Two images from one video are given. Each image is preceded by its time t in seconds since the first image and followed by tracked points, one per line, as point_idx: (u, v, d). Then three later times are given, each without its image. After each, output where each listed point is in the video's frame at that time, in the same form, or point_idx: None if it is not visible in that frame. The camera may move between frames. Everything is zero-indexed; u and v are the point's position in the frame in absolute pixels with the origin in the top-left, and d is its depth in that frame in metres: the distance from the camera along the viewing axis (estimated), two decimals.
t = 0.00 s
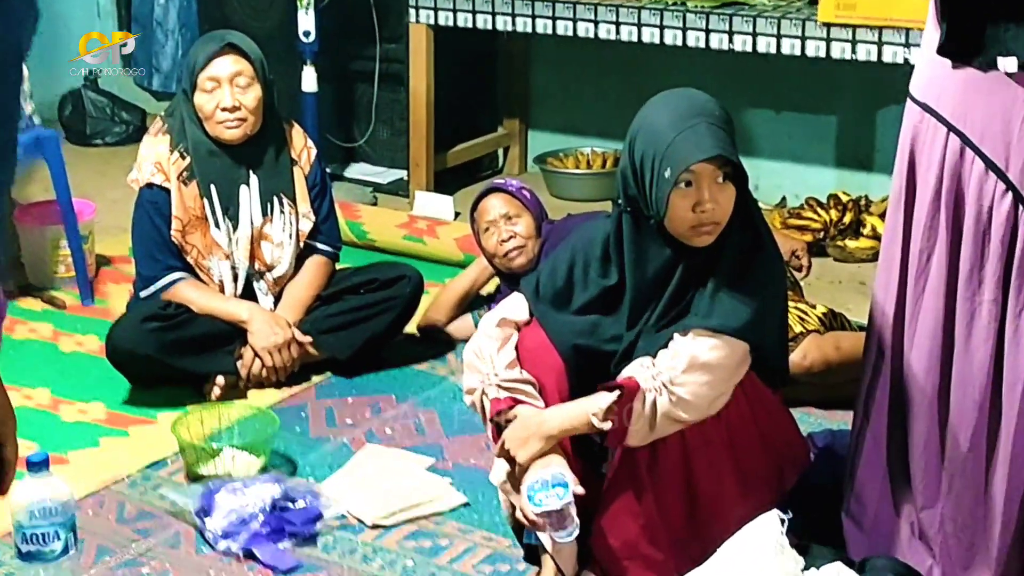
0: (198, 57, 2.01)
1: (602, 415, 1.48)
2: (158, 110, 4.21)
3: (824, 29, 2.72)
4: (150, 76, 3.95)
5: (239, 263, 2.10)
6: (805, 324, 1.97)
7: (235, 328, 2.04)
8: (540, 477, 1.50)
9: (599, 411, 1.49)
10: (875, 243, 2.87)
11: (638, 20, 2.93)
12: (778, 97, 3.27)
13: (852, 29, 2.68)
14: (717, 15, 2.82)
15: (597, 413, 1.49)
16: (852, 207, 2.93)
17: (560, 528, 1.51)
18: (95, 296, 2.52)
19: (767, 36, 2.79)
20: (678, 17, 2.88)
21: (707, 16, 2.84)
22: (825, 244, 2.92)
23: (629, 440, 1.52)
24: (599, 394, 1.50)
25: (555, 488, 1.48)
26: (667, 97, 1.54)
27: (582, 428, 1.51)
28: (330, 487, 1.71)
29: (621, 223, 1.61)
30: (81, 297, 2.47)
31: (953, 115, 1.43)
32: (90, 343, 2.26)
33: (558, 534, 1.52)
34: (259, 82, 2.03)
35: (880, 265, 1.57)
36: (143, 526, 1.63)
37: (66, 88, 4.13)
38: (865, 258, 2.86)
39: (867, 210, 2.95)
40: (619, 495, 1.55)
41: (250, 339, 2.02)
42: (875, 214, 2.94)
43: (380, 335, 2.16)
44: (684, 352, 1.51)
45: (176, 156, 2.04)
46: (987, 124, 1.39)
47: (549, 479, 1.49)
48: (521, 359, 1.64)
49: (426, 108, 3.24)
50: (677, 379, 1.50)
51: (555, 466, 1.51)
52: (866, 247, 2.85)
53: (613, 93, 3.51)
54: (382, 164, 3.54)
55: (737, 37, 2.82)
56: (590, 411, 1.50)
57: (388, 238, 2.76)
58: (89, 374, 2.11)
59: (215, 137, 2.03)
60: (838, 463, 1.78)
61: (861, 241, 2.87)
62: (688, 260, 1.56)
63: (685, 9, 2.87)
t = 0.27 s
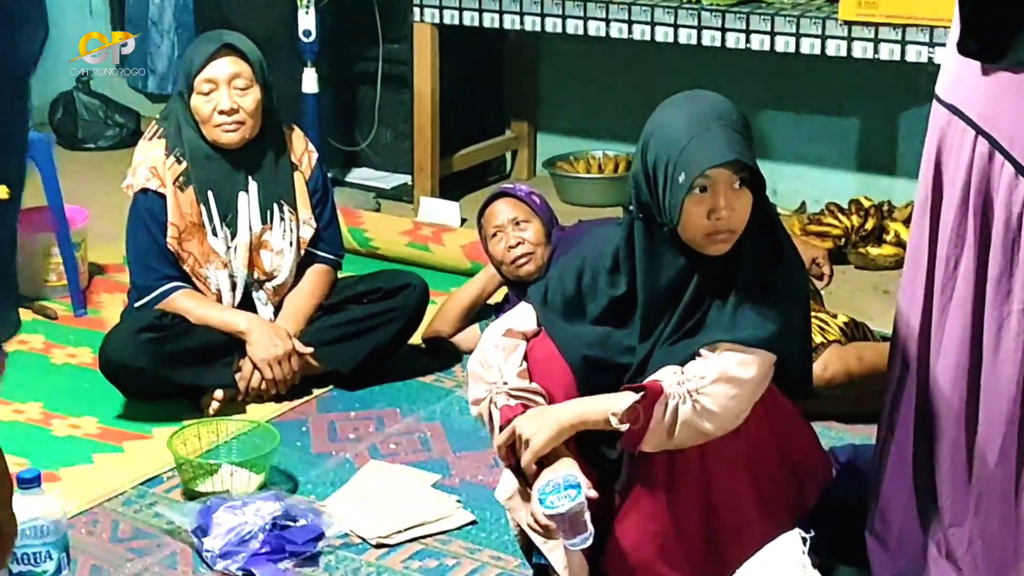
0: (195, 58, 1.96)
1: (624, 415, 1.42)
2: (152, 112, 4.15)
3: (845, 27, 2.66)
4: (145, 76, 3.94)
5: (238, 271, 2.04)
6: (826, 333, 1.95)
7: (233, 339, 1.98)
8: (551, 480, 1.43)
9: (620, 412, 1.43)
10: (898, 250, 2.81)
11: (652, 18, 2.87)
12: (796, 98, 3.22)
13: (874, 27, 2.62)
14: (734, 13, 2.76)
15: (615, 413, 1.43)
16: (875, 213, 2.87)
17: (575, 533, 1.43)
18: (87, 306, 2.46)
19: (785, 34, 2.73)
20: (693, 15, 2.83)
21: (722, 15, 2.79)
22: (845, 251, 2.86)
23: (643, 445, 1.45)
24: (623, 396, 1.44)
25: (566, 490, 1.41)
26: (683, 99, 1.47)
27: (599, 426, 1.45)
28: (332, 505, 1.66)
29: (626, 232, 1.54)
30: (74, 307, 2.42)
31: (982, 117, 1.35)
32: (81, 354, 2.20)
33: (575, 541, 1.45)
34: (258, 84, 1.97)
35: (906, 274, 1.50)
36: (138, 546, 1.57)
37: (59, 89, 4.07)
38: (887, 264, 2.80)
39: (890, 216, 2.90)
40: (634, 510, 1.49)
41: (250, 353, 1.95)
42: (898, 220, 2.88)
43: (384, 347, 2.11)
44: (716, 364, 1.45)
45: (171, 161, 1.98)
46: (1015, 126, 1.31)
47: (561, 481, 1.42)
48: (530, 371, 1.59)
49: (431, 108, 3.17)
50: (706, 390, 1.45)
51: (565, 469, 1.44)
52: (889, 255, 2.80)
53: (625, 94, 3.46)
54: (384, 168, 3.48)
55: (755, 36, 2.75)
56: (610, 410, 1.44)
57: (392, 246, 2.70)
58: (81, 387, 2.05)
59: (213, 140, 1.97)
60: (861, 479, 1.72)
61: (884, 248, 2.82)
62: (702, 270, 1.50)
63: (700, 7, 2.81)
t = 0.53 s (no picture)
0: (189, 51, 1.88)
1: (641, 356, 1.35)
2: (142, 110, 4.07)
3: (874, 17, 2.57)
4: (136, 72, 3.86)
5: (234, 277, 1.96)
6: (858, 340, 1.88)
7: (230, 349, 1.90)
8: (586, 498, 1.36)
9: (637, 349, 1.36)
10: (932, 254, 2.74)
11: (668, 10, 2.78)
12: (822, 95, 3.13)
13: (905, 17, 2.54)
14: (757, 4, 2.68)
15: (634, 348, 1.36)
16: (908, 214, 2.79)
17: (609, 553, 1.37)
18: (75, 314, 2.38)
19: (811, 26, 2.65)
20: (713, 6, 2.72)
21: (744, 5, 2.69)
22: (876, 254, 2.78)
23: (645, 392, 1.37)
24: (647, 331, 1.37)
25: (607, 508, 1.35)
26: (705, 93, 1.39)
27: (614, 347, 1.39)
28: (333, 524, 1.57)
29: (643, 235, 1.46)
30: (59, 315, 2.34)
31: None
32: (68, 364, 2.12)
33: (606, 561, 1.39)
34: (253, 80, 1.90)
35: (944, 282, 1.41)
36: (128, 567, 1.49)
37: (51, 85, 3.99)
38: (921, 269, 2.73)
39: (924, 218, 2.82)
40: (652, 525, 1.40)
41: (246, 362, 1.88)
42: (933, 222, 2.80)
43: (387, 356, 2.03)
44: (742, 361, 1.37)
45: (163, 160, 1.90)
46: None
47: (599, 499, 1.35)
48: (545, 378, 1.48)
49: (437, 106, 3.09)
50: (726, 376, 1.36)
51: (596, 484, 1.37)
52: (922, 259, 2.72)
53: (640, 92, 3.38)
54: (387, 168, 3.39)
55: (779, 27, 2.68)
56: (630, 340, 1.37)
57: (396, 250, 2.62)
58: (67, 400, 1.98)
59: (206, 139, 1.90)
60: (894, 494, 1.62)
61: (918, 252, 2.74)
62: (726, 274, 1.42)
63: None
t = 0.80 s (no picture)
0: (163, 39, 1.77)
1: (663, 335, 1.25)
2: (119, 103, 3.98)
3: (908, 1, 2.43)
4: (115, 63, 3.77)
5: (212, 283, 1.87)
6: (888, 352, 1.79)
7: (208, 360, 1.82)
8: (600, 517, 1.25)
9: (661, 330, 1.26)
10: (968, 256, 2.62)
11: None
12: (838, 88, 3.02)
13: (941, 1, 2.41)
14: None
15: (658, 329, 1.27)
16: (943, 214, 2.68)
17: None
18: (41, 322, 2.28)
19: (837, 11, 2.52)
20: None
21: None
22: (908, 258, 2.67)
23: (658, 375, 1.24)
24: (680, 315, 1.27)
25: (623, 527, 1.24)
26: (722, 84, 1.27)
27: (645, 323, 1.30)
28: (319, 549, 1.49)
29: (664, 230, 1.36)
30: (25, 325, 2.24)
31: None
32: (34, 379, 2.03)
33: None
34: (233, 70, 1.80)
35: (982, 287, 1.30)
36: None
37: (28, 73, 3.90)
38: (955, 273, 2.62)
39: (958, 218, 2.71)
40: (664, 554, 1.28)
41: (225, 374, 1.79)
42: (968, 223, 2.69)
43: (377, 368, 1.94)
44: (763, 365, 1.25)
45: (136, 157, 1.81)
46: None
47: (614, 518, 1.25)
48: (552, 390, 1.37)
49: (433, 97, 2.97)
50: (743, 376, 1.24)
51: (608, 501, 1.27)
52: (957, 262, 2.61)
53: (646, 85, 3.27)
54: (379, 164, 3.28)
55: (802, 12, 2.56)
56: (659, 320, 1.27)
57: (388, 253, 2.51)
58: (32, 418, 1.89)
59: (182, 133, 1.79)
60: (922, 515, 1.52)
61: (953, 253, 2.62)
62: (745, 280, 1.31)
63: None
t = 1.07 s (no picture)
0: (161, 45, 1.77)
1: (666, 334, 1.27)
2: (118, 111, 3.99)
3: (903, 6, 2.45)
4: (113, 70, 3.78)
5: (210, 290, 1.87)
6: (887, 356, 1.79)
7: (205, 367, 1.82)
8: (591, 526, 1.25)
9: (667, 327, 1.28)
10: (965, 261, 2.63)
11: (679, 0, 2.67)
12: (836, 92, 3.03)
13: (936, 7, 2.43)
14: None
15: (664, 326, 1.28)
16: (940, 220, 2.68)
17: None
18: (38, 330, 2.28)
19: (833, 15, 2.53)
20: None
21: None
22: (904, 263, 2.67)
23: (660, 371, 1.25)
24: (686, 312, 1.28)
25: (614, 535, 1.24)
26: (724, 88, 1.27)
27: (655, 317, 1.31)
28: (318, 555, 1.50)
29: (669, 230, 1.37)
30: (22, 332, 2.24)
31: None
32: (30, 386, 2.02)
33: None
34: (231, 76, 1.80)
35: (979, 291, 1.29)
36: None
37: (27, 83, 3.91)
38: (953, 278, 2.62)
39: (954, 223, 2.71)
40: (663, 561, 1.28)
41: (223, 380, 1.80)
42: (964, 228, 2.69)
43: (376, 374, 1.94)
44: (761, 369, 1.25)
45: (133, 164, 1.81)
46: None
47: (605, 526, 1.25)
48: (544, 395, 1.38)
49: (431, 103, 2.98)
50: (740, 378, 1.24)
51: (599, 510, 1.27)
52: (954, 267, 2.61)
53: (644, 90, 3.27)
54: (376, 171, 3.28)
55: (799, 17, 2.56)
56: (666, 316, 1.29)
57: (387, 259, 2.51)
58: (30, 425, 1.89)
59: (182, 140, 1.80)
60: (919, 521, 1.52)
61: (949, 259, 2.63)
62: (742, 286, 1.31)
63: None
